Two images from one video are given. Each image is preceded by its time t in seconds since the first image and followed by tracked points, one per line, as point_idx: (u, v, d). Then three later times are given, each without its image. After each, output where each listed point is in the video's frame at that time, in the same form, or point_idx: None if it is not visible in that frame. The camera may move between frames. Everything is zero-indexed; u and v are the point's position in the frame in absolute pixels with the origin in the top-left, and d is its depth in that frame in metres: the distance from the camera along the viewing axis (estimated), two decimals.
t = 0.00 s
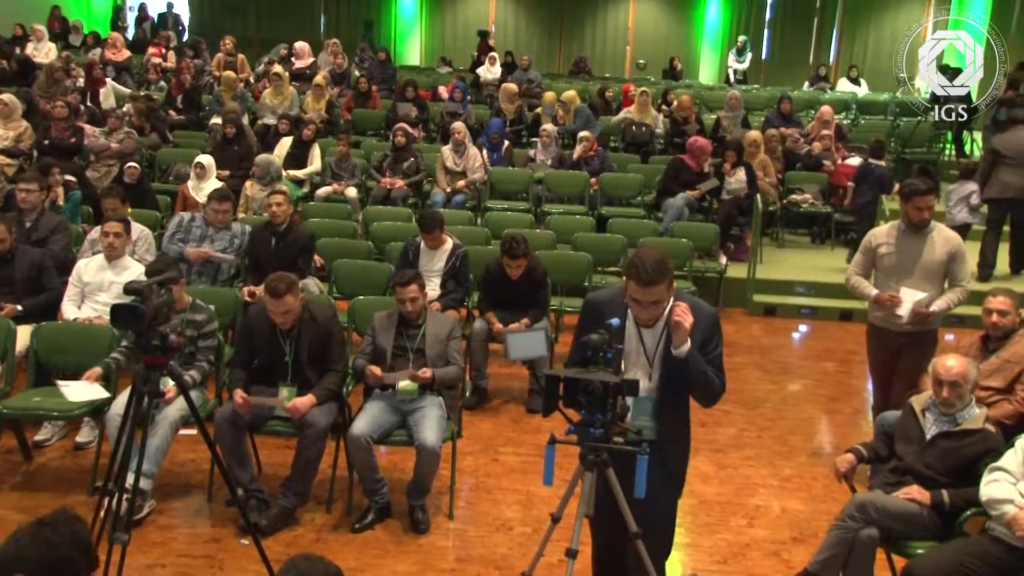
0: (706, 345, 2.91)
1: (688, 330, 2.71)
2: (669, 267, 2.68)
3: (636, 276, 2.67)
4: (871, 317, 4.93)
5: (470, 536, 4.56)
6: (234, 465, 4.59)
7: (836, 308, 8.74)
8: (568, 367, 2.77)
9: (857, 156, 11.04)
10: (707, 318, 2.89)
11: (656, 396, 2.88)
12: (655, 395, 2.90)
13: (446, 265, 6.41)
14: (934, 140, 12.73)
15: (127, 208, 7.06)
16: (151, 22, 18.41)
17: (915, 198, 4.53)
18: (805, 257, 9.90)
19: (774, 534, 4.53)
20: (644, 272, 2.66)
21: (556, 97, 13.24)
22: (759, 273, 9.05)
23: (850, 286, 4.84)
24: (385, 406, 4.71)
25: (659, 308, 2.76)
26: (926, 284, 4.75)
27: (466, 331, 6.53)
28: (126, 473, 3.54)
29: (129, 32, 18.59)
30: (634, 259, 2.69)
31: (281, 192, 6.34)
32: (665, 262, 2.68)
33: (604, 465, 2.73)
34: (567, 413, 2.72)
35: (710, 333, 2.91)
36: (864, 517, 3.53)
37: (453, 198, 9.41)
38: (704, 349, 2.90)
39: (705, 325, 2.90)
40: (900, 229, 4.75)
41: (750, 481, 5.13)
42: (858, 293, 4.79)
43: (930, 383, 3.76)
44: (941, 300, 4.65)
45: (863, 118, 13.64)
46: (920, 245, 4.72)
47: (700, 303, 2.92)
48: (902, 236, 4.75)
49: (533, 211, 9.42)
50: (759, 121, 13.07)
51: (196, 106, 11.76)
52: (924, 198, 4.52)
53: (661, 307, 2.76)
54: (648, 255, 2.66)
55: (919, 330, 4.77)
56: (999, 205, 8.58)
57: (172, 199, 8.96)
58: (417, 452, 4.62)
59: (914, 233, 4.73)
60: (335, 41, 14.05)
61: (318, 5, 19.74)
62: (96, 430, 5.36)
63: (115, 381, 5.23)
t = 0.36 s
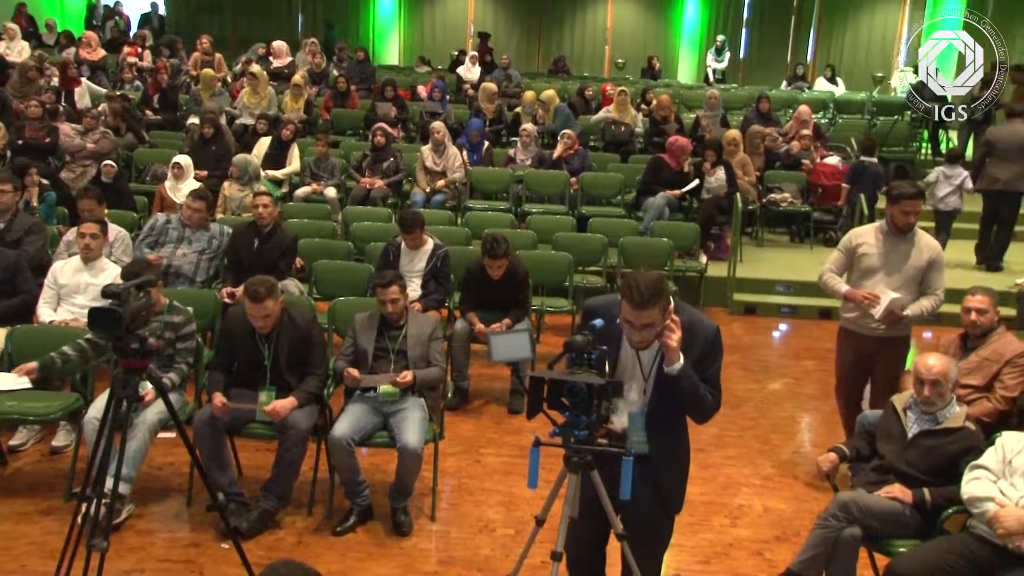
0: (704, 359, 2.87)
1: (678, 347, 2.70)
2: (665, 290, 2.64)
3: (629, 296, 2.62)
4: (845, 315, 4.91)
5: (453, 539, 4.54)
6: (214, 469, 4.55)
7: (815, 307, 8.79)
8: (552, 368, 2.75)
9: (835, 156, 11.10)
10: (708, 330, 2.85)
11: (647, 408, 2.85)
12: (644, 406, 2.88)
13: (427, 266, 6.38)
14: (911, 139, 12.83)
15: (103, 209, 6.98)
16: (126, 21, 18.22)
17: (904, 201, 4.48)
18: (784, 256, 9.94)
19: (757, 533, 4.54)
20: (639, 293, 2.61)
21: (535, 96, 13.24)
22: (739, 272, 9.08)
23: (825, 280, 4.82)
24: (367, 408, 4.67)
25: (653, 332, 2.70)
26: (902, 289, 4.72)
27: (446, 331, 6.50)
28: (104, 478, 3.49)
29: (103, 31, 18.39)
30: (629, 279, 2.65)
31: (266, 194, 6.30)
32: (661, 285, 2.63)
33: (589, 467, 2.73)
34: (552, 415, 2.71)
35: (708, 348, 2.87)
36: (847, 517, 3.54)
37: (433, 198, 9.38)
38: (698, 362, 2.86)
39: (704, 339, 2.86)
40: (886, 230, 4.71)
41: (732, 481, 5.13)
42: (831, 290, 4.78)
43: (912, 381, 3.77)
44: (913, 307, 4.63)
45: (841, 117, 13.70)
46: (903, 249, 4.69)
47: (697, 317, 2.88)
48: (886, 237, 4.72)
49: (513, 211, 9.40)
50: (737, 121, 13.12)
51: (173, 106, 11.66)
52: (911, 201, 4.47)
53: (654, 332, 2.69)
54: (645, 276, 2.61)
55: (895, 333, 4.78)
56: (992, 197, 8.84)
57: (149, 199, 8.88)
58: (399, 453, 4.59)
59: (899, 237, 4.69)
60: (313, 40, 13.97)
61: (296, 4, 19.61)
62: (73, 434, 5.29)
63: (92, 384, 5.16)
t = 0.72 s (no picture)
0: (688, 376, 2.85)
1: (658, 375, 2.73)
2: (648, 319, 2.61)
3: (611, 327, 2.60)
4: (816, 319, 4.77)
5: (435, 540, 4.51)
6: (193, 472, 4.50)
7: (795, 305, 8.83)
8: (537, 369, 2.73)
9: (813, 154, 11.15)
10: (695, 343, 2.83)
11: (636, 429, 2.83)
12: (629, 415, 2.87)
13: (408, 265, 6.35)
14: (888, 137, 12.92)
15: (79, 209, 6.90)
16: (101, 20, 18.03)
17: (880, 201, 4.41)
18: (764, 254, 9.98)
19: (740, 532, 4.54)
20: (621, 325, 2.59)
21: (515, 96, 13.22)
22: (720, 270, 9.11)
23: (806, 293, 4.63)
24: (349, 410, 4.64)
25: (634, 361, 2.69)
26: (879, 291, 4.64)
27: (427, 331, 6.48)
28: (83, 483, 3.44)
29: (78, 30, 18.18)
30: (612, 310, 2.63)
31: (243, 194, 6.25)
32: (643, 315, 2.61)
33: (573, 469, 2.72)
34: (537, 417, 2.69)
35: (694, 364, 2.85)
36: (830, 516, 3.54)
37: (413, 198, 9.34)
38: (682, 381, 2.85)
39: (691, 355, 2.84)
40: (858, 232, 4.61)
41: (714, 480, 5.14)
42: (815, 303, 4.59)
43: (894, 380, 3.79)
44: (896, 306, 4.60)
45: (819, 116, 13.78)
46: (878, 251, 4.61)
47: (685, 331, 2.85)
48: (859, 239, 4.62)
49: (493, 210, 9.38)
50: (717, 119, 13.17)
51: (149, 105, 11.55)
52: (888, 200, 4.40)
53: (635, 362, 2.68)
54: (630, 306, 2.59)
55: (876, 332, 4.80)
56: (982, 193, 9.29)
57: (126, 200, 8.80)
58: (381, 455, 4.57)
59: (871, 237, 4.60)
60: (291, 39, 13.88)
61: (273, 3, 19.48)
62: (49, 438, 5.22)
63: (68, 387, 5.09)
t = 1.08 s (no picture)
0: (670, 384, 2.86)
1: (641, 386, 2.73)
2: (630, 334, 2.60)
3: (595, 339, 2.60)
4: (782, 328, 4.57)
5: (419, 543, 4.49)
6: (173, 477, 4.45)
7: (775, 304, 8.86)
8: (520, 373, 2.72)
9: (793, 153, 11.19)
10: (679, 353, 2.83)
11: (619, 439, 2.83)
12: (613, 420, 2.86)
13: (389, 267, 6.31)
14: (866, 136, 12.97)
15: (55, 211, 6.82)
16: (76, 19, 17.83)
17: (838, 203, 4.29)
18: (744, 253, 10.00)
19: (723, 533, 4.54)
20: (602, 340, 2.59)
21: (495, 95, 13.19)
22: (701, 270, 9.12)
23: (801, 312, 4.38)
24: (330, 413, 4.61)
25: (617, 372, 2.68)
26: (837, 289, 4.57)
27: (409, 332, 6.45)
28: (61, 490, 3.40)
29: (53, 29, 17.99)
30: (595, 322, 2.62)
31: (217, 195, 6.17)
32: (626, 327, 2.60)
33: (558, 472, 2.71)
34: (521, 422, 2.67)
35: (677, 372, 2.85)
36: (814, 516, 3.54)
37: (393, 198, 9.30)
38: (665, 388, 2.86)
39: (675, 362, 2.84)
40: (817, 235, 4.44)
41: (697, 480, 5.14)
42: (811, 321, 4.38)
43: (876, 380, 3.80)
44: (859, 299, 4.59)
45: (797, 115, 13.82)
46: (837, 253, 4.50)
47: (667, 340, 2.84)
48: (820, 242, 4.46)
49: (474, 210, 9.34)
50: (697, 119, 13.19)
51: (126, 105, 11.45)
52: (847, 203, 4.28)
53: (616, 372, 2.68)
54: (612, 320, 2.59)
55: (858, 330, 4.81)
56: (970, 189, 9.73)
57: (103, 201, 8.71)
58: (363, 458, 4.53)
59: (828, 237, 4.47)
60: (269, 39, 13.80)
61: (251, 2, 19.34)
62: (25, 443, 5.15)
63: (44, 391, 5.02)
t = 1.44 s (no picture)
0: (651, 387, 2.85)
1: (621, 389, 2.72)
2: (610, 336, 2.59)
3: (575, 342, 2.58)
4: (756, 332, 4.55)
5: (399, 546, 4.46)
6: (149, 482, 4.40)
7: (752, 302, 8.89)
8: (502, 376, 2.70)
9: (769, 152, 11.24)
10: (659, 355, 2.82)
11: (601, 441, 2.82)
12: (595, 423, 2.85)
13: (367, 267, 6.27)
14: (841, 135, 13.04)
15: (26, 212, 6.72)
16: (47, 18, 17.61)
17: (808, 204, 4.31)
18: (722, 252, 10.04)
19: (703, 532, 4.55)
20: (582, 341, 2.57)
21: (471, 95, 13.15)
22: (679, 269, 9.14)
23: (782, 317, 4.36)
24: (308, 416, 4.57)
25: (598, 375, 2.67)
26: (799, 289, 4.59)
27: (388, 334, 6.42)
28: (34, 496, 3.35)
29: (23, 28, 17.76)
30: (576, 324, 2.61)
31: (188, 196, 6.11)
32: (606, 329, 2.59)
33: (541, 475, 2.69)
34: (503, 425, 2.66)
35: (660, 375, 2.84)
36: (795, 515, 3.55)
37: (370, 198, 9.25)
38: (646, 391, 2.85)
39: (657, 365, 2.83)
40: (787, 237, 4.44)
41: (677, 479, 5.14)
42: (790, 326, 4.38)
43: (855, 378, 3.82)
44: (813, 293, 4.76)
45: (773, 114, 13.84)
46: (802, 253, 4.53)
47: (648, 342, 2.83)
48: (788, 243, 4.45)
49: (451, 210, 9.31)
50: (673, 118, 13.22)
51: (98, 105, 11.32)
52: (818, 205, 4.29)
53: (597, 375, 2.66)
54: (592, 322, 2.58)
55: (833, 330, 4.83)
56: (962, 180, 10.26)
57: (75, 202, 8.60)
58: (343, 461, 4.50)
59: (795, 238, 4.47)
60: (243, 38, 13.68)
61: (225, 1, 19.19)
62: None
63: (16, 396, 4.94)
